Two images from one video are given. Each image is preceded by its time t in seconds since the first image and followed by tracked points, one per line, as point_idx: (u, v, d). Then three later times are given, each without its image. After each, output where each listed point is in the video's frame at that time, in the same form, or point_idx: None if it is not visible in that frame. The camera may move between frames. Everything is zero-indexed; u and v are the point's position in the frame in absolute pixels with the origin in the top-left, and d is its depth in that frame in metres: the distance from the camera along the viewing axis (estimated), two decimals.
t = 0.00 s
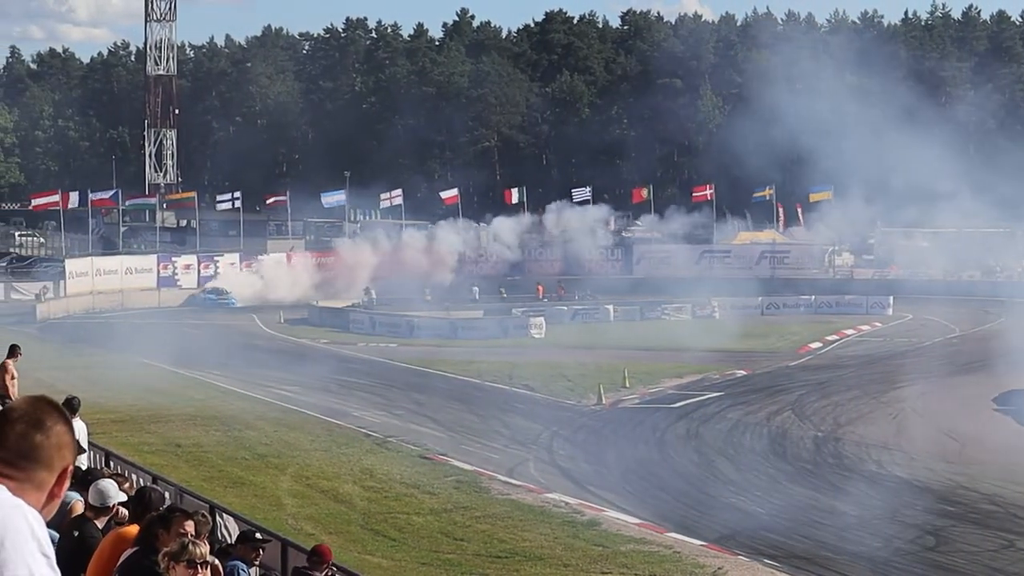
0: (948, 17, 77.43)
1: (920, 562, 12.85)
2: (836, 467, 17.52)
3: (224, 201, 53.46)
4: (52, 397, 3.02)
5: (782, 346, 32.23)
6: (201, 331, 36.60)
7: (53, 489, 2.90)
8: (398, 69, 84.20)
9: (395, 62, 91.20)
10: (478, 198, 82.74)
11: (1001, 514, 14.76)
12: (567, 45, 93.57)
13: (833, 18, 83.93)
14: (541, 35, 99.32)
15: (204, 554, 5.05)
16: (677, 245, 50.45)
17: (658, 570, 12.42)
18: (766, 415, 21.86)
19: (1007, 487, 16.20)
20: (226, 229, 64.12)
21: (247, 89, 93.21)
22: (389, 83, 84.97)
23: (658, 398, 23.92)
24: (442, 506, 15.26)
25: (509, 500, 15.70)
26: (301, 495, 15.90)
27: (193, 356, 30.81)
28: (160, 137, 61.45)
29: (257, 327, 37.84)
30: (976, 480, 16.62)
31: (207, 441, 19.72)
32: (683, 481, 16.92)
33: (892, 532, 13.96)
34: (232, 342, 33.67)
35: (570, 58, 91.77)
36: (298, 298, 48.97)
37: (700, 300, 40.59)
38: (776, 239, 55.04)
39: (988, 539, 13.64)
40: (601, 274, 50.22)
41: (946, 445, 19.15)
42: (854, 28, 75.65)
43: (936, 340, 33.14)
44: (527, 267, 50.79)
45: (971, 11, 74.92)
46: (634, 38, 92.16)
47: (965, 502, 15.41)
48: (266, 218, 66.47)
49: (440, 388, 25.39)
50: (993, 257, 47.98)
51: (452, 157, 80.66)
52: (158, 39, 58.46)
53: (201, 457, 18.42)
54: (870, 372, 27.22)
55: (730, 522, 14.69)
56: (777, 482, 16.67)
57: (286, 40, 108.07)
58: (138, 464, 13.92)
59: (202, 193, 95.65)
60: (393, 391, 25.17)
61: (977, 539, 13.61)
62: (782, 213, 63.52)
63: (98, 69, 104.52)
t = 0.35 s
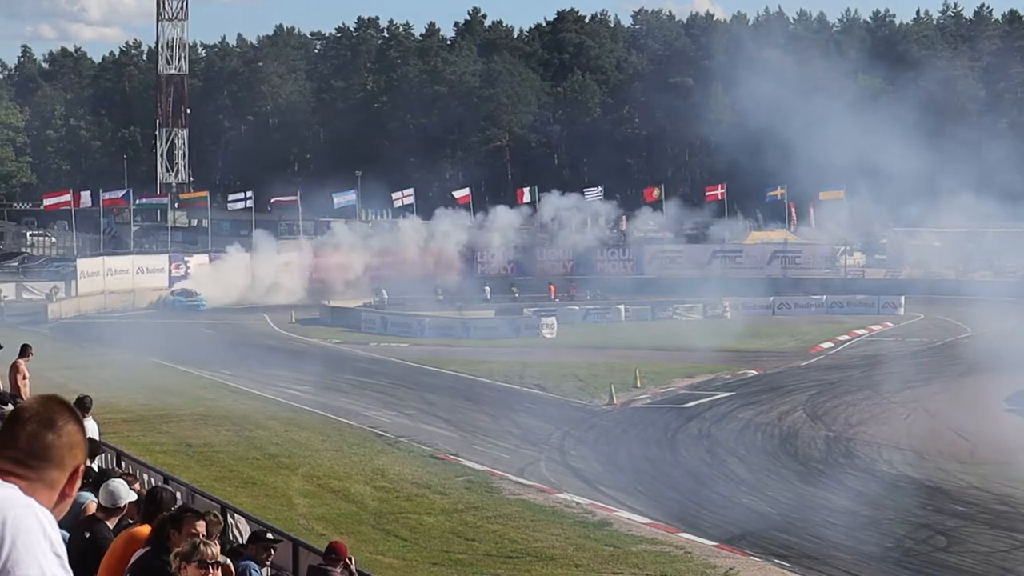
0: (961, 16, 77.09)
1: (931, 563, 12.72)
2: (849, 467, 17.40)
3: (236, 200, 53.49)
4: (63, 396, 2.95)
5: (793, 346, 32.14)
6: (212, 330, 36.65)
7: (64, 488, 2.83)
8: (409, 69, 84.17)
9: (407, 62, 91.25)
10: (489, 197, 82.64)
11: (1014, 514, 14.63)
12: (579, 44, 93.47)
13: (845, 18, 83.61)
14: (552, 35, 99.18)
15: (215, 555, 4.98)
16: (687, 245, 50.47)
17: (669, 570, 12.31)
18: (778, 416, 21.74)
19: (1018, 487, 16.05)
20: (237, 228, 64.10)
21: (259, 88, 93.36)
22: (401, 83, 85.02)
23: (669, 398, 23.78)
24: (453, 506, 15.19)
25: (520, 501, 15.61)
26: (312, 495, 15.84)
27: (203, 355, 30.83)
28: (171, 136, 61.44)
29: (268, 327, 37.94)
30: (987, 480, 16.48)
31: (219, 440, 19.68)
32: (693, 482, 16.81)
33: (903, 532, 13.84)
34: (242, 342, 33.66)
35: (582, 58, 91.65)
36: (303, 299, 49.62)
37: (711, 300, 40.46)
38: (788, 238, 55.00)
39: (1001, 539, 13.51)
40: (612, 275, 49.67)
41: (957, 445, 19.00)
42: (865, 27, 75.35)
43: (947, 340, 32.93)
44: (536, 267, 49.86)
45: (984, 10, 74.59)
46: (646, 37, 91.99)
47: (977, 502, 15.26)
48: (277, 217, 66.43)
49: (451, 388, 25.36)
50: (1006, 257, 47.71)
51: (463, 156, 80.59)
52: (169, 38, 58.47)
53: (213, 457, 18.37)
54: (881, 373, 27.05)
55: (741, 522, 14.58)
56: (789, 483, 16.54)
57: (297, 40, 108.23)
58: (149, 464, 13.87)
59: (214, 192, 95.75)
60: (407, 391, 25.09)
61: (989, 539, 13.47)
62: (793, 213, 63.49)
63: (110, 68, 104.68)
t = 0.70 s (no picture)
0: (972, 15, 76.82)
1: (940, 563, 12.67)
2: (859, 467, 17.31)
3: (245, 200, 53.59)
4: (73, 396, 2.93)
5: (803, 346, 32.05)
6: (223, 330, 36.71)
7: (72, 488, 2.82)
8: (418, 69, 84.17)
9: (416, 61, 91.27)
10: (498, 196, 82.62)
11: None
12: (588, 44, 93.36)
13: (854, 18, 83.39)
14: (561, 34, 99.06)
15: (225, 553, 4.95)
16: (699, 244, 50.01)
17: (677, 570, 12.27)
18: (786, 415, 21.68)
19: None
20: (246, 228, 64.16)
21: (268, 88, 93.47)
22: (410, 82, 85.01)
23: (679, 398, 23.72)
24: (462, 506, 15.14)
25: (529, 500, 15.59)
26: (321, 494, 15.83)
27: (214, 355, 30.86)
28: (181, 136, 61.52)
29: (277, 326, 38.10)
30: (997, 480, 16.40)
31: (227, 440, 19.67)
32: (701, 481, 16.76)
33: (912, 532, 13.79)
34: (251, 342, 33.70)
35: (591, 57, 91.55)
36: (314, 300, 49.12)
37: (720, 301, 40.40)
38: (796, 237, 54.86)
39: (1010, 539, 13.44)
40: (622, 274, 49.95)
41: (967, 445, 18.91)
42: (874, 27, 75.14)
43: (958, 340, 32.78)
44: (546, 267, 50.26)
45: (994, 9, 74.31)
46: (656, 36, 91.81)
47: (986, 502, 15.20)
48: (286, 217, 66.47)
49: (460, 387, 25.36)
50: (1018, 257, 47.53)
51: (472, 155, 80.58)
52: (178, 38, 58.55)
53: (222, 457, 18.37)
54: (891, 372, 26.98)
55: (750, 521, 14.53)
56: (800, 482, 16.50)
57: (306, 39, 108.33)
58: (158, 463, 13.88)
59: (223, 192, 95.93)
60: (417, 390, 25.08)
61: (999, 539, 13.42)
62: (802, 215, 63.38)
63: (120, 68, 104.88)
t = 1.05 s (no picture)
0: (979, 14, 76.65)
1: (947, 562, 12.65)
2: (864, 466, 17.28)
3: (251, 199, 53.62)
4: (79, 395, 2.94)
5: (808, 345, 31.98)
6: (228, 329, 36.71)
7: (80, 486, 2.83)
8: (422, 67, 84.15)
9: (421, 60, 91.24)
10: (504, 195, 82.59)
11: None
12: (594, 42, 93.29)
13: (860, 17, 83.26)
14: (567, 33, 98.98)
15: (230, 552, 4.96)
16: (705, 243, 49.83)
17: (683, 569, 12.26)
18: (792, 414, 21.64)
19: None
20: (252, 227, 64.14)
21: (273, 87, 93.46)
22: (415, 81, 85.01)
23: (685, 397, 23.68)
24: (468, 505, 15.14)
25: (534, 499, 15.58)
26: (327, 493, 15.84)
27: (219, 353, 30.85)
28: (187, 135, 61.52)
29: (283, 324, 38.15)
30: (1004, 480, 16.36)
31: (233, 439, 19.67)
32: (706, 481, 16.74)
33: (918, 532, 13.78)
34: (256, 340, 33.70)
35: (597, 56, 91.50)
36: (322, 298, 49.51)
37: (727, 300, 40.35)
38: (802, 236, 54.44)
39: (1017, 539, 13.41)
40: (628, 272, 49.89)
41: (974, 444, 18.86)
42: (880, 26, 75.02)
43: (965, 339, 32.69)
44: (551, 266, 50.11)
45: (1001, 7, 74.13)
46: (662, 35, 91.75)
47: (993, 501, 15.16)
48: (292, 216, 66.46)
49: (466, 386, 25.35)
50: None
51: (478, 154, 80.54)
52: (184, 37, 58.56)
53: (227, 455, 18.39)
54: (897, 371, 26.92)
55: (755, 521, 14.51)
56: (806, 481, 16.47)
57: (312, 38, 108.33)
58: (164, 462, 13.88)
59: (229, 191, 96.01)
60: (422, 389, 25.06)
61: (1005, 539, 13.41)
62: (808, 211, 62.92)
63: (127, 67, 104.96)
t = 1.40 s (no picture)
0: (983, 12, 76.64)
1: (952, 560, 12.66)
2: (868, 464, 17.28)
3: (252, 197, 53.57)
4: (85, 394, 2.93)
5: (811, 343, 32.02)
6: (232, 327, 36.75)
7: (83, 486, 2.83)
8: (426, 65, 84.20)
9: (425, 59, 91.29)
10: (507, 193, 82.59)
11: None
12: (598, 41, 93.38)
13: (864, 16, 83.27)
14: (571, 31, 99.03)
15: (234, 549, 4.93)
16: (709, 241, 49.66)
17: (688, 567, 12.25)
18: (795, 412, 21.65)
19: None
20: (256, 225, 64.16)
21: (277, 85, 93.50)
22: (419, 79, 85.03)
23: (689, 395, 23.70)
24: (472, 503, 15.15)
25: (538, 497, 15.58)
26: (331, 491, 15.85)
27: (223, 351, 30.84)
28: (190, 134, 61.55)
29: (288, 322, 38.17)
30: (1008, 477, 16.36)
31: (237, 437, 19.70)
32: (710, 478, 16.73)
33: (923, 529, 13.77)
34: (261, 338, 33.73)
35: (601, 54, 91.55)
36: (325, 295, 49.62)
37: (730, 298, 40.33)
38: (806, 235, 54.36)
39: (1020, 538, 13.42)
40: (633, 271, 49.50)
41: (978, 442, 18.87)
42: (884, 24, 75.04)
43: (969, 336, 32.72)
44: (555, 265, 49.69)
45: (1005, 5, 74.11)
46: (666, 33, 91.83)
47: (998, 499, 15.16)
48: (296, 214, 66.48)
49: (469, 384, 25.37)
50: None
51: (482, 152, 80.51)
52: (188, 36, 58.59)
53: (231, 453, 18.40)
54: (900, 369, 26.96)
55: (760, 518, 14.50)
56: (809, 479, 16.47)
57: (316, 36, 108.36)
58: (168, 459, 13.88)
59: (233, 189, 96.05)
60: (424, 386, 25.09)
61: (1009, 538, 13.41)
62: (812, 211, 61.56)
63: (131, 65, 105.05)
